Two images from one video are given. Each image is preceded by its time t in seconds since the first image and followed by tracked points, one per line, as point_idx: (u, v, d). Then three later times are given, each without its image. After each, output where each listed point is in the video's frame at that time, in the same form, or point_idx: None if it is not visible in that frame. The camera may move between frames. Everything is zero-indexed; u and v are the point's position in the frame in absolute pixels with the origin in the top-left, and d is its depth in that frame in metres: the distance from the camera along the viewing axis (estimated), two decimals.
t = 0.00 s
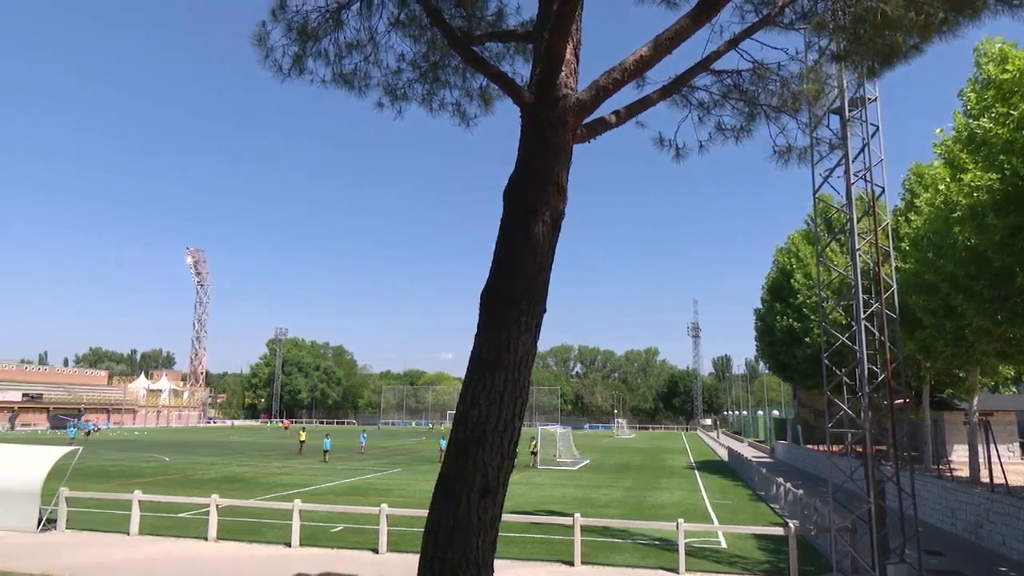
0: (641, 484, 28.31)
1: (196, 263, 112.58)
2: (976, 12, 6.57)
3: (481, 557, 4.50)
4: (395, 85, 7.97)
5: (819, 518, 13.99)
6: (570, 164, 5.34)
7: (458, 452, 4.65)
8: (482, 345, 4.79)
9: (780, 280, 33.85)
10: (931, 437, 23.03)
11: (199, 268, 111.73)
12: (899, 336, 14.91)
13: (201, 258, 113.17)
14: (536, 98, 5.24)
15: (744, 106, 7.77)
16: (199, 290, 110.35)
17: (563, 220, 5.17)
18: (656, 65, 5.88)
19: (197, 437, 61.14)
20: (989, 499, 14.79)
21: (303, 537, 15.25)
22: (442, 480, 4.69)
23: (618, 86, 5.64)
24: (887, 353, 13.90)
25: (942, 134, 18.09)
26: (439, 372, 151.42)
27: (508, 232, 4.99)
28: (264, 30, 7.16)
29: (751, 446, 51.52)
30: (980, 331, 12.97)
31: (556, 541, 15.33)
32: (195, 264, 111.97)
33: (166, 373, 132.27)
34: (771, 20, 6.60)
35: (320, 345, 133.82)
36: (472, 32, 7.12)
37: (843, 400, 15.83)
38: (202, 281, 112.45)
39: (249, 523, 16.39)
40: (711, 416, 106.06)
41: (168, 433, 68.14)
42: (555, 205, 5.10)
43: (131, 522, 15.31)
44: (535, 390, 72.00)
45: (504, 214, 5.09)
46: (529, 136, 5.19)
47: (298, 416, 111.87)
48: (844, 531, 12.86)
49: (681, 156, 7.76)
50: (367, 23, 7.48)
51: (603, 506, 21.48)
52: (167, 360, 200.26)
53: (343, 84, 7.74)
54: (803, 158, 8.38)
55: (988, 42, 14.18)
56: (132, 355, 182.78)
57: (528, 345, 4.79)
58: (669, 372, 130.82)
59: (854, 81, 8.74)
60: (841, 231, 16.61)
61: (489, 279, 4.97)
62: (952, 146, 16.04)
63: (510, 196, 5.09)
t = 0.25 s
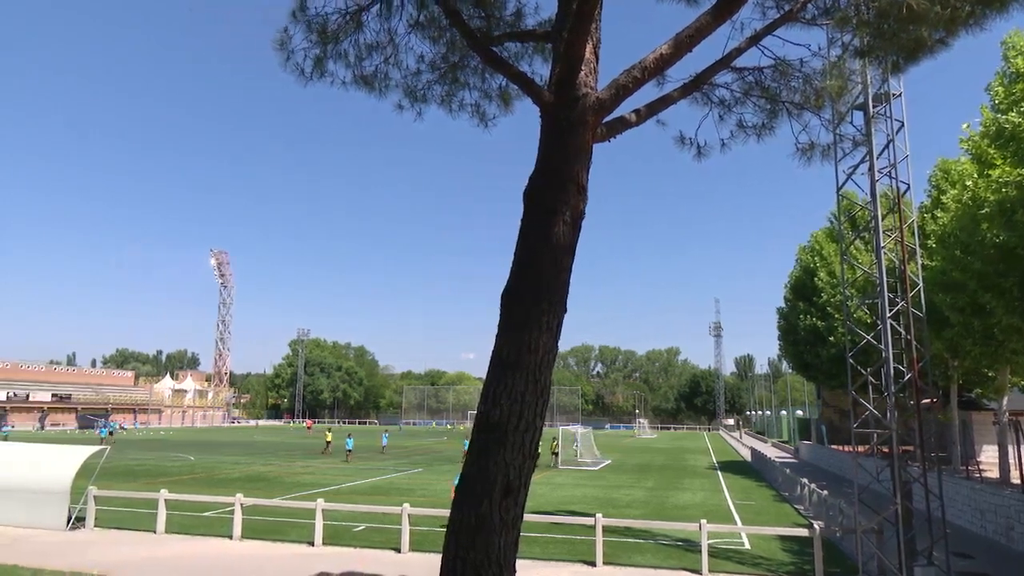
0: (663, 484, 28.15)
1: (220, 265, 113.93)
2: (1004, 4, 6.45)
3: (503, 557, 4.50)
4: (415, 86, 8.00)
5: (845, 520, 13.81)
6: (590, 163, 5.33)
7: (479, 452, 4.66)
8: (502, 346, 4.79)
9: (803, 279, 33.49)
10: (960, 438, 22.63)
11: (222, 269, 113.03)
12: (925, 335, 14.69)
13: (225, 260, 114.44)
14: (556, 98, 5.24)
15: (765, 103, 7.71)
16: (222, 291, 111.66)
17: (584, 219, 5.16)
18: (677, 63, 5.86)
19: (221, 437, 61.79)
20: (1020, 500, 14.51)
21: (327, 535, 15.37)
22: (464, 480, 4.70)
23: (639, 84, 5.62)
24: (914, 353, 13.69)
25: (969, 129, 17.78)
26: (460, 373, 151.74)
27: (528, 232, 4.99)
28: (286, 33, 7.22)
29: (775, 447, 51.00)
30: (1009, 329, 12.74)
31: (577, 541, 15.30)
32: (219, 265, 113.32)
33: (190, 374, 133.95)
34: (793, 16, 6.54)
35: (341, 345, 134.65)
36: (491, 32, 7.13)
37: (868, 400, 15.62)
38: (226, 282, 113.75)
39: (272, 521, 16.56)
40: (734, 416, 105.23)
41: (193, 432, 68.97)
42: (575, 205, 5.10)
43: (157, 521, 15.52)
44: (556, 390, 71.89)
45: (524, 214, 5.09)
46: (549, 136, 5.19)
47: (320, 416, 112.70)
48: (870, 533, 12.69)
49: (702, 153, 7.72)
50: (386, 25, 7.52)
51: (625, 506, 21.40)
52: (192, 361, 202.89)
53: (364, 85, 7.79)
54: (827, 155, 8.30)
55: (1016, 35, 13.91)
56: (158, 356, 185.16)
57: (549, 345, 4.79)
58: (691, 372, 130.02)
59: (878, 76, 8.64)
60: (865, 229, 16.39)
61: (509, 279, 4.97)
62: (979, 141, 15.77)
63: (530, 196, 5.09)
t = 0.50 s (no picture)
0: (690, 485, 27.95)
1: (248, 267, 115.46)
2: None
3: (529, 556, 4.50)
4: (438, 87, 8.03)
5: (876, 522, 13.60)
6: (614, 163, 5.31)
7: (505, 452, 4.66)
8: (527, 346, 4.79)
9: (832, 277, 33.06)
10: (995, 438, 22.15)
11: (250, 271, 114.47)
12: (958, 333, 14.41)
13: (252, 262, 115.86)
14: (579, 98, 5.23)
15: (792, 99, 7.63)
16: (250, 293, 113.09)
17: (608, 219, 5.14)
18: (702, 60, 5.82)
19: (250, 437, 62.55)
20: None
21: (354, 535, 15.49)
22: (490, 480, 4.71)
23: (663, 82, 5.59)
24: (947, 352, 13.43)
25: (1003, 123, 17.41)
26: (484, 373, 152.02)
27: (552, 232, 4.99)
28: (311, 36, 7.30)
29: (804, 447, 50.39)
30: None
31: (603, 542, 15.25)
32: (246, 267, 114.79)
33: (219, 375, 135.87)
34: (820, 11, 6.46)
35: (367, 346, 135.63)
36: (514, 32, 7.14)
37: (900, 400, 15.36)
38: (254, 284, 115.19)
39: (300, 520, 16.74)
40: (762, 416, 104.13)
41: (222, 432, 69.93)
42: (600, 204, 5.08)
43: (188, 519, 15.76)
44: (581, 390, 71.71)
45: (549, 214, 5.09)
46: (572, 136, 5.19)
47: (346, 416, 113.64)
48: (903, 535, 12.48)
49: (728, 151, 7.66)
50: (410, 26, 7.56)
51: (652, 507, 21.28)
52: (221, 361, 205.77)
53: (388, 87, 7.84)
54: (856, 152, 8.19)
55: None
56: (188, 357, 187.77)
57: (574, 345, 4.78)
58: (717, 372, 128.98)
59: (909, 70, 8.50)
60: (895, 226, 16.11)
61: (534, 279, 4.97)
62: (1013, 136, 15.43)
63: (554, 196, 5.09)
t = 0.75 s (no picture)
0: (718, 485, 27.70)
1: (276, 269, 116.87)
2: None
3: (556, 556, 4.49)
4: (462, 88, 8.05)
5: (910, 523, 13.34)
6: (640, 161, 5.28)
7: (532, 452, 4.65)
8: (554, 346, 4.78)
9: (863, 275, 32.55)
10: None
11: (279, 273, 115.83)
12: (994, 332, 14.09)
13: (280, 264, 117.30)
14: (604, 97, 5.20)
15: (821, 95, 7.52)
16: (279, 294, 114.42)
17: (634, 217, 5.12)
18: (728, 57, 5.76)
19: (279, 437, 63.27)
20: None
21: (381, 534, 15.58)
22: (517, 480, 4.70)
23: (689, 80, 5.55)
24: (983, 350, 13.13)
25: None
26: (511, 373, 152.09)
27: (578, 231, 4.97)
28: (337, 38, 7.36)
29: (835, 448, 49.65)
30: None
31: (631, 543, 15.18)
32: (275, 269, 116.19)
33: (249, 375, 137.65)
34: (849, 4, 6.36)
35: (394, 346, 136.45)
36: (537, 32, 7.13)
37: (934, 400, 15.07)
38: (282, 285, 116.50)
39: (329, 519, 16.91)
40: (792, 416, 102.81)
41: (252, 432, 70.83)
42: (625, 203, 5.05)
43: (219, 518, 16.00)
44: (608, 390, 71.41)
45: (574, 214, 5.08)
46: (598, 135, 5.16)
47: (374, 416, 114.45)
48: (937, 537, 12.23)
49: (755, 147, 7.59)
50: (435, 27, 7.59)
51: (680, 508, 21.12)
52: (250, 361, 208.59)
53: (413, 88, 7.88)
54: (887, 147, 8.06)
55: None
56: (218, 358, 190.37)
57: (601, 345, 4.76)
58: (746, 371, 127.63)
59: (942, 64, 8.34)
60: (928, 222, 15.80)
61: (560, 278, 4.96)
62: None
63: (579, 196, 5.07)
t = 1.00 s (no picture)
0: (748, 486, 27.40)
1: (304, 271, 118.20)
2: None
3: (585, 557, 4.48)
4: (488, 88, 8.07)
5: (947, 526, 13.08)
6: (667, 160, 5.25)
7: (560, 452, 4.64)
8: (582, 346, 4.76)
9: (895, 272, 31.99)
10: None
11: (307, 275, 117.07)
12: None
13: (309, 265, 118.55)
14: (631, 95, 5.17)
15: (851, 89, 7.40)
16: (308, 296, 115.70)
17: (661, 217, 5.08)
18: (756, 52, 5.70)
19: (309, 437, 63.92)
20: None
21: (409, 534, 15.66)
22: (545, 480, 4.69)
23: (716, 77, 5.50)
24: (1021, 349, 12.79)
25: None
26: (537, 373, 152.04)
27: (605, 231, 4.95)
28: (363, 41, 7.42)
29: (868, 449, 48.83)
30: None
31: (660, 544, 15.07)
32: (303, 271, 117.48)
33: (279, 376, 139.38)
34: None
35: (421, 346, 137.14)
36: (563, 31, 7.12)
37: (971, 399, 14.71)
38: (311, 286, 117.75)
39: (358, 518, 17.04)
40: (823, 416, 101.32)
41: (283, 432, 71.65)
42: (653, 202, 5.02)
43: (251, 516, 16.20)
44: (635, 390, 71.03)
45: (601, 214, 5.05)
46: (624, 133, 5.14)
47: (402, 416, 115.19)
48: (975, 540, 11.97)
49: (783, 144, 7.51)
50: (460, 28, 7.61)
51: (709, 509, 20.92)
52: (280, 362, 211.17)
53: (439, 89, 7.91)
54: (919, 142, 7.91)
55: None
56: (248, 359, 192.73)
57: (628, 345, 4.74)
58: (776, 371, 126.14)
59: (975, 56, 8.17)
60: (963, 217, 15.46)
61: (587, 279, 4.95)
62: None
63: (606, 196, 5.05)
